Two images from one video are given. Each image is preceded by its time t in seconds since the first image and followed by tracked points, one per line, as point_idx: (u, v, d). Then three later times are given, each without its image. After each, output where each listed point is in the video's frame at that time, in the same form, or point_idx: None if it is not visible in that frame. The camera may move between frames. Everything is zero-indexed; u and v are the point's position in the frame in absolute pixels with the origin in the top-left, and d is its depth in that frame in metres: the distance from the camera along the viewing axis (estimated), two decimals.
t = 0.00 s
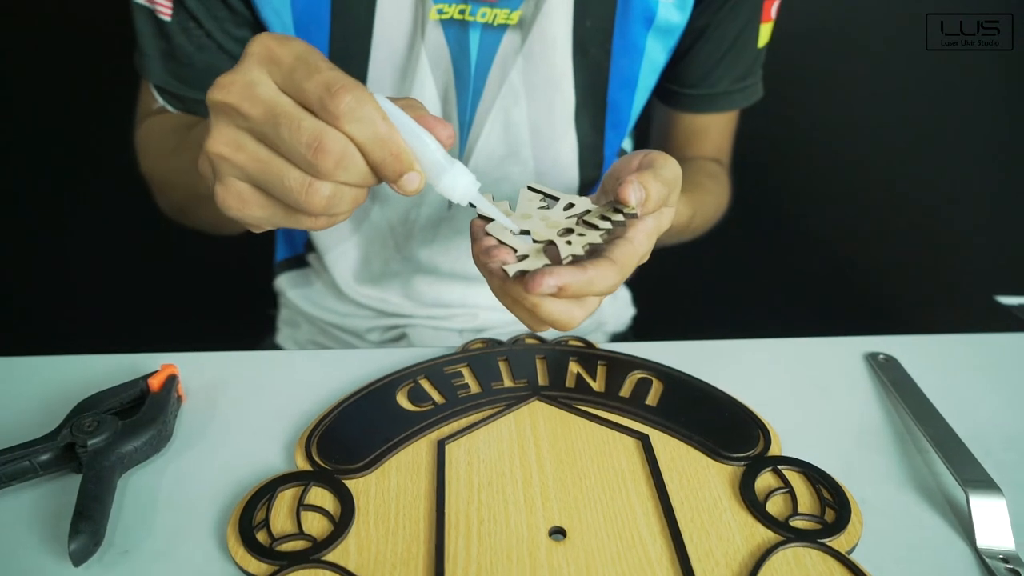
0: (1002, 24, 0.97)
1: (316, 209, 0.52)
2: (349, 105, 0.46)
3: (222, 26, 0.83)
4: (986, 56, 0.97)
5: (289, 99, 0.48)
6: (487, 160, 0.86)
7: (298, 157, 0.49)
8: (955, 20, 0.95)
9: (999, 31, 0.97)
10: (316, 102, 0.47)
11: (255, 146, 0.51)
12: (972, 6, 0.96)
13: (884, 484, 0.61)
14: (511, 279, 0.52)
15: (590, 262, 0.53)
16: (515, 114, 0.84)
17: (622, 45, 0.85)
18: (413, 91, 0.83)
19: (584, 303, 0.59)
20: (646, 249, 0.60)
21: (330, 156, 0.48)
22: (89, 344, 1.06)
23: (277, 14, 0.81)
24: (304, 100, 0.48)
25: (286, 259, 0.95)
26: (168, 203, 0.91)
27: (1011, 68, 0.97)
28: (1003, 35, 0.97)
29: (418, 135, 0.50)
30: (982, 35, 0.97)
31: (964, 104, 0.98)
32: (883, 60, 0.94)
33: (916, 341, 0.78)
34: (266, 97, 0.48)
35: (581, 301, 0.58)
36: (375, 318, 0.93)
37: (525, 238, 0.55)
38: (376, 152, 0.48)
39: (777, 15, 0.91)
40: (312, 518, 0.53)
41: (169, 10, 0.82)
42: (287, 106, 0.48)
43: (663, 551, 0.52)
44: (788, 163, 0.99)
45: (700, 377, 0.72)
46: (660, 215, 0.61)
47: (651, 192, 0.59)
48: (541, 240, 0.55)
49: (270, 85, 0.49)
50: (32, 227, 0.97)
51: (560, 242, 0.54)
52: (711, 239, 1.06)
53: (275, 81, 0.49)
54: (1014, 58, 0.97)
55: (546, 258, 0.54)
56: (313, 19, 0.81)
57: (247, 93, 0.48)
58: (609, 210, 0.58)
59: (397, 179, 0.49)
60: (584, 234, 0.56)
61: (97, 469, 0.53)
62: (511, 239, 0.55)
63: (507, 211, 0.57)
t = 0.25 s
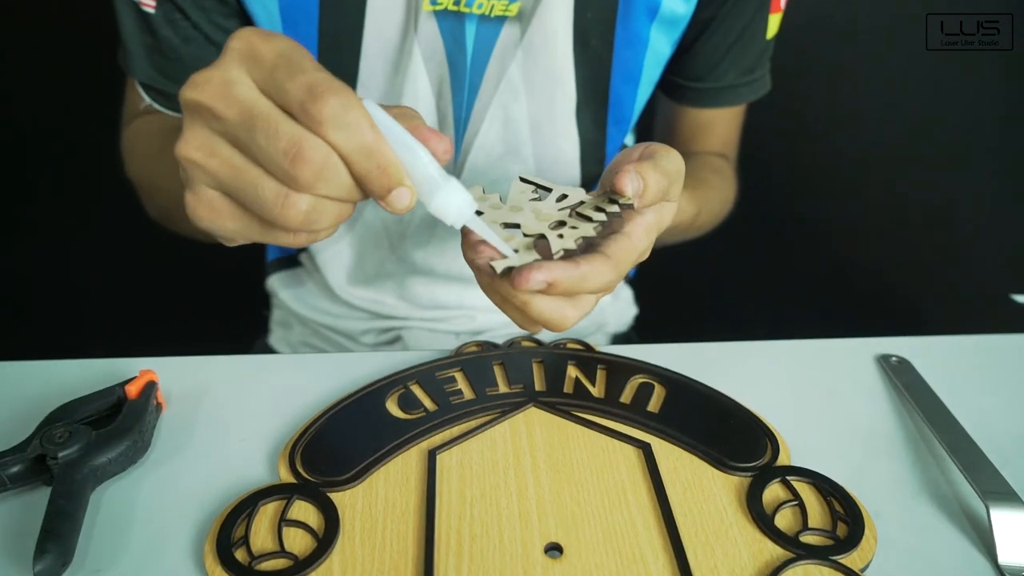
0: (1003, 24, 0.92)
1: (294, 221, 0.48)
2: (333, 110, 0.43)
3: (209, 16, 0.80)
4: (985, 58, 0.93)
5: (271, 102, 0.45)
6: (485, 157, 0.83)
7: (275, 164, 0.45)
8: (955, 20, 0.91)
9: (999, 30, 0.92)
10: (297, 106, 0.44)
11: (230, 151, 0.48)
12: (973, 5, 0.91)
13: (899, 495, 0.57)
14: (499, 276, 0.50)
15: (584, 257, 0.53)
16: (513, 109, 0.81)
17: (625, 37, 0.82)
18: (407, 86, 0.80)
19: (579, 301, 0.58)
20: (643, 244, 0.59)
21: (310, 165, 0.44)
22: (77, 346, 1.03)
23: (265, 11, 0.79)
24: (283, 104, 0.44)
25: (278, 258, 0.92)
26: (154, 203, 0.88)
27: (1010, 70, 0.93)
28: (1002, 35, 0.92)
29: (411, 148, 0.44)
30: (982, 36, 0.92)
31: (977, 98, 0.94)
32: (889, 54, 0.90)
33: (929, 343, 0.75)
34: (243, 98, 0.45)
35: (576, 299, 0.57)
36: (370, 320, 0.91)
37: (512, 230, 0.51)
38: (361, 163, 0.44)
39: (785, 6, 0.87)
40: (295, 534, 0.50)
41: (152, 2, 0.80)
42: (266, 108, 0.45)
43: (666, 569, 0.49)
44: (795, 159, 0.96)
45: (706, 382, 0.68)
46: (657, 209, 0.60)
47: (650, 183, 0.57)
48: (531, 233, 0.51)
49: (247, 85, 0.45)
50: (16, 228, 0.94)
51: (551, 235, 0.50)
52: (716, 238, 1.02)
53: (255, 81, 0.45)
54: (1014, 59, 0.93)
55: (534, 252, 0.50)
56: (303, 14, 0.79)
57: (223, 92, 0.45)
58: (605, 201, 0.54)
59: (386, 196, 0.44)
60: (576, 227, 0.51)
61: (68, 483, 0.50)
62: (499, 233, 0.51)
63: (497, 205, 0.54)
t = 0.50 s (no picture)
0: (1003, 24, 0.90)
1: (343, 226, 0.44)
2: (384, 110, 0.39)
3: (217, 23, 0.78)
4: (987, 58, 0.91)
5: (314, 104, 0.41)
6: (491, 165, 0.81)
7: (326, 168, 0.41)
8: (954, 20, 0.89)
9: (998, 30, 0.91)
10: (345, 110, 0.40)
11: (277, 155, 0.44)
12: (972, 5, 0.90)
13: (920, 513, 0.56)
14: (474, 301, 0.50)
15: (564, 286, 0.51)
16: (520, 116, 0.80)
17: (634, 43, 0.80)
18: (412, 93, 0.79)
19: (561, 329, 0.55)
20: (631, 272, 0.57)
21: (362, 167, 0.40)
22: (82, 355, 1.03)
23: (269, 13, 0.78)
24: (331, 106, 0.40)
25: (283, 266, 0.91)
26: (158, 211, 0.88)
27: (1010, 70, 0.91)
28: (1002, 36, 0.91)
29: (459, 145, 0.43)
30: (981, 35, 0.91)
31: (988, 102, 0.92)
32: (898, 58, 0.88)
33: (947, 354, 0.73)
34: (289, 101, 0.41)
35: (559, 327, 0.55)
36: (375, 330, 0.89)
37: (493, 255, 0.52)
38: (411, 164, 0.41)
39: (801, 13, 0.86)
40: (295, 553, 0.49)
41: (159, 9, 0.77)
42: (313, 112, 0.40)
43: None
44: (807, 165, 0.94)
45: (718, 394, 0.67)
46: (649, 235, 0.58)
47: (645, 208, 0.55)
48: (510, 259, 0.52)
49: (294, 88, 0.41)
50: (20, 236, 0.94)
51: (529, 262, 0.52)
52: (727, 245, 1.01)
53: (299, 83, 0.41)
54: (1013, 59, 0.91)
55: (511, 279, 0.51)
56: (308, 16, 0.78)
57: (268, 96, 0.41)
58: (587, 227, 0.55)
59: (431, 197, 0.42)
60: (556, 253, 0.53)
61: (63, 498, 0.49)
62: (480, 257, 0.52)
63: (480, 228, 0.55)
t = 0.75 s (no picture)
0: (1002, 24, 0.91)
1: (377, 209, 0.46)
2: (414, 93, 0.41)
3: (220, 29, 0.79)
4: (985, 58, 0.90)
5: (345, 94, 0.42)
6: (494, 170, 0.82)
7: (362, 154, 0.43)
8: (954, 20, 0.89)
9: (999, 31, 0.91)
10: (377, 96, 0.42)
11: (311, 144, 0.44)
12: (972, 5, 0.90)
13: (923, 516, 0.56)
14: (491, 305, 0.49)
15: (581, 290, 0.52)
16: (523, 121, 0.80)
17: (636, 48, 0.81)
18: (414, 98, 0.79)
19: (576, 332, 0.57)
20: (645, 275, 0.58)
21: (396, 149, 0.42)
22: (87, 360, 1.03)
23: (271, 18, 0.78)
24: (363, 95, 0.42)
25: (287, 270, 0.91)
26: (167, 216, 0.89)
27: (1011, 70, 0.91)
28: (1002, 36, 0.90)
29: (478, 123, 0.45)
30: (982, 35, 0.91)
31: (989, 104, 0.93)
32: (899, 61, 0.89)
33: (950, 358, 0.73)
34: (320, 91, 0.42)
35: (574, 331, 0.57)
36: (378, 333, 0.90)
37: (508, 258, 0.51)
38: (439, 144, 0.43)
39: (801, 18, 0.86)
40: (300, 555, 0.49)
41: (163, 15, 0.79)
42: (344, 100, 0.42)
43: None
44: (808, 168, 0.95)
45: (721, 397, 0.67)
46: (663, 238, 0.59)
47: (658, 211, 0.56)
48: (526, 261, 0.51)
49: (324, 80, 0.42)
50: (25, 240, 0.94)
51: (546, 263, 0.51)
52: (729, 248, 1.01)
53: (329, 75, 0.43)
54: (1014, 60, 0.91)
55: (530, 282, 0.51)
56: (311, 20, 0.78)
57: (301, 89, 0.42)
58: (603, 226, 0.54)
59: (455, 174, 0.44)
60: (573, 255, 0.52)
61: (70, 501, 0.50)
62: (494, 259, 0.52)
63: (492, 228, 0.54)
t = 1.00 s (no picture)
0: (1002, 24, 0.90)
1: (353, 204, 0.45)
2: (384, 89, 0.40)
3: (208, 29, 0.78)
4: (985, 58, 0.90)
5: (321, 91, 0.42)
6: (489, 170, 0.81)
7: (336, 150, 0.42)
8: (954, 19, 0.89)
9: (999, 31, 0.90)
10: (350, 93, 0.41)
11: (288, 142, 0.44)
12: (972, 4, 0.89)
13: (922, 520, 0.55)
14: (508, 314, 0.46)
15: (600, 295, 0.49)
16: (519, 121, 0.79)
17: (632, 48, 0.80)
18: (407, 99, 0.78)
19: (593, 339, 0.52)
20: (660, 280, 0.55)
21: (370, 145, 0.41)
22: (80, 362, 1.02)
23: (264, 15, 0.77)
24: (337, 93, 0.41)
25: (281, 271, 0.91)
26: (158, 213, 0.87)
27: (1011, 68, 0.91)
28: (1003, 35, 0.90)
29: (450, 118, 0.45)
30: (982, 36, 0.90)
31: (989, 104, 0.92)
32: (898, 61, 0.88)
33: (948, 360, 0.72)
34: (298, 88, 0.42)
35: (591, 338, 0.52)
36: (374, 336, 0.89)
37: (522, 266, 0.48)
38: (411, 138, 0.42)
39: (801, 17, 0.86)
40: (292, 561, 0.48)
41: (153, 13, 0.78)
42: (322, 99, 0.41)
43: None
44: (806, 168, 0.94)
45: (718, 400, 0.66)
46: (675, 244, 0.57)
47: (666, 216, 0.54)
48: (540, 268, 0.49)
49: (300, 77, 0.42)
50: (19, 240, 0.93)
51: (563, 271, 0.48)
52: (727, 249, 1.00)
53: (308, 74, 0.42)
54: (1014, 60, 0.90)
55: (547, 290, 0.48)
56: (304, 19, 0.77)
57: (275, 87, 0.41)
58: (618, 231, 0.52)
59: (428, 166, 0.44)
60: (590, 261, 0.49)
61: (58, 506, 0.49)
62: (507, 265, 0.49)
63: (502, 234, 0.51)
